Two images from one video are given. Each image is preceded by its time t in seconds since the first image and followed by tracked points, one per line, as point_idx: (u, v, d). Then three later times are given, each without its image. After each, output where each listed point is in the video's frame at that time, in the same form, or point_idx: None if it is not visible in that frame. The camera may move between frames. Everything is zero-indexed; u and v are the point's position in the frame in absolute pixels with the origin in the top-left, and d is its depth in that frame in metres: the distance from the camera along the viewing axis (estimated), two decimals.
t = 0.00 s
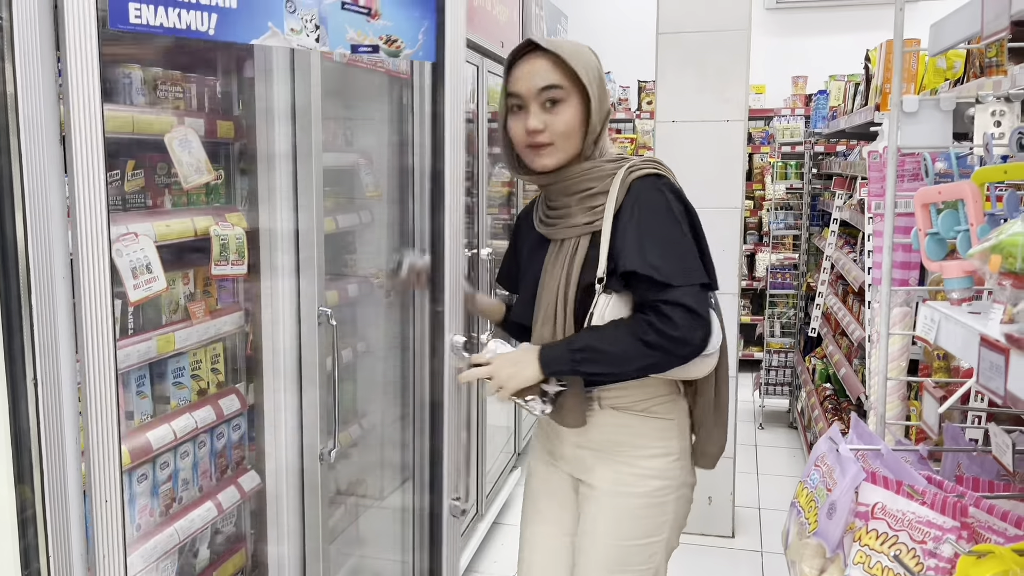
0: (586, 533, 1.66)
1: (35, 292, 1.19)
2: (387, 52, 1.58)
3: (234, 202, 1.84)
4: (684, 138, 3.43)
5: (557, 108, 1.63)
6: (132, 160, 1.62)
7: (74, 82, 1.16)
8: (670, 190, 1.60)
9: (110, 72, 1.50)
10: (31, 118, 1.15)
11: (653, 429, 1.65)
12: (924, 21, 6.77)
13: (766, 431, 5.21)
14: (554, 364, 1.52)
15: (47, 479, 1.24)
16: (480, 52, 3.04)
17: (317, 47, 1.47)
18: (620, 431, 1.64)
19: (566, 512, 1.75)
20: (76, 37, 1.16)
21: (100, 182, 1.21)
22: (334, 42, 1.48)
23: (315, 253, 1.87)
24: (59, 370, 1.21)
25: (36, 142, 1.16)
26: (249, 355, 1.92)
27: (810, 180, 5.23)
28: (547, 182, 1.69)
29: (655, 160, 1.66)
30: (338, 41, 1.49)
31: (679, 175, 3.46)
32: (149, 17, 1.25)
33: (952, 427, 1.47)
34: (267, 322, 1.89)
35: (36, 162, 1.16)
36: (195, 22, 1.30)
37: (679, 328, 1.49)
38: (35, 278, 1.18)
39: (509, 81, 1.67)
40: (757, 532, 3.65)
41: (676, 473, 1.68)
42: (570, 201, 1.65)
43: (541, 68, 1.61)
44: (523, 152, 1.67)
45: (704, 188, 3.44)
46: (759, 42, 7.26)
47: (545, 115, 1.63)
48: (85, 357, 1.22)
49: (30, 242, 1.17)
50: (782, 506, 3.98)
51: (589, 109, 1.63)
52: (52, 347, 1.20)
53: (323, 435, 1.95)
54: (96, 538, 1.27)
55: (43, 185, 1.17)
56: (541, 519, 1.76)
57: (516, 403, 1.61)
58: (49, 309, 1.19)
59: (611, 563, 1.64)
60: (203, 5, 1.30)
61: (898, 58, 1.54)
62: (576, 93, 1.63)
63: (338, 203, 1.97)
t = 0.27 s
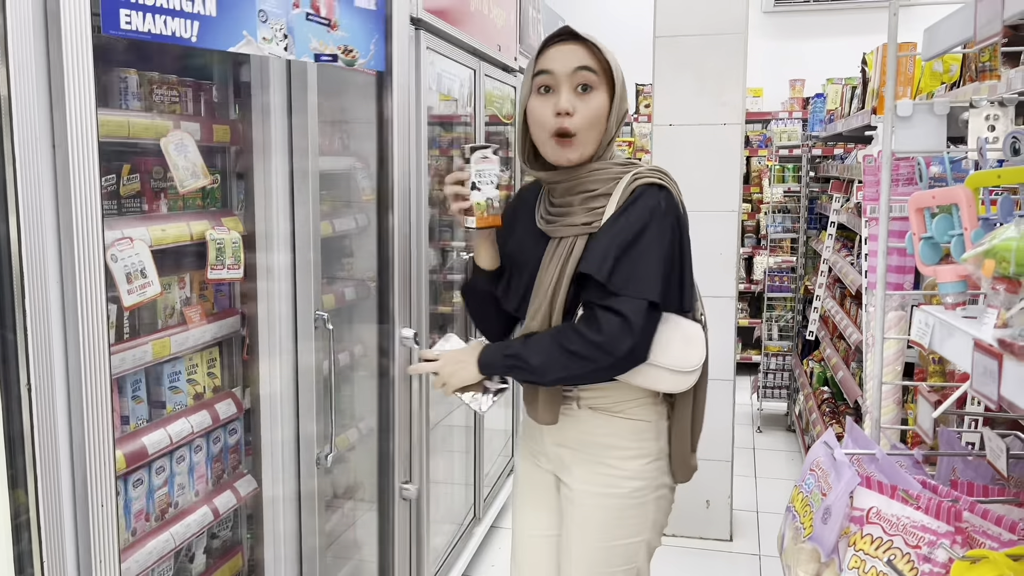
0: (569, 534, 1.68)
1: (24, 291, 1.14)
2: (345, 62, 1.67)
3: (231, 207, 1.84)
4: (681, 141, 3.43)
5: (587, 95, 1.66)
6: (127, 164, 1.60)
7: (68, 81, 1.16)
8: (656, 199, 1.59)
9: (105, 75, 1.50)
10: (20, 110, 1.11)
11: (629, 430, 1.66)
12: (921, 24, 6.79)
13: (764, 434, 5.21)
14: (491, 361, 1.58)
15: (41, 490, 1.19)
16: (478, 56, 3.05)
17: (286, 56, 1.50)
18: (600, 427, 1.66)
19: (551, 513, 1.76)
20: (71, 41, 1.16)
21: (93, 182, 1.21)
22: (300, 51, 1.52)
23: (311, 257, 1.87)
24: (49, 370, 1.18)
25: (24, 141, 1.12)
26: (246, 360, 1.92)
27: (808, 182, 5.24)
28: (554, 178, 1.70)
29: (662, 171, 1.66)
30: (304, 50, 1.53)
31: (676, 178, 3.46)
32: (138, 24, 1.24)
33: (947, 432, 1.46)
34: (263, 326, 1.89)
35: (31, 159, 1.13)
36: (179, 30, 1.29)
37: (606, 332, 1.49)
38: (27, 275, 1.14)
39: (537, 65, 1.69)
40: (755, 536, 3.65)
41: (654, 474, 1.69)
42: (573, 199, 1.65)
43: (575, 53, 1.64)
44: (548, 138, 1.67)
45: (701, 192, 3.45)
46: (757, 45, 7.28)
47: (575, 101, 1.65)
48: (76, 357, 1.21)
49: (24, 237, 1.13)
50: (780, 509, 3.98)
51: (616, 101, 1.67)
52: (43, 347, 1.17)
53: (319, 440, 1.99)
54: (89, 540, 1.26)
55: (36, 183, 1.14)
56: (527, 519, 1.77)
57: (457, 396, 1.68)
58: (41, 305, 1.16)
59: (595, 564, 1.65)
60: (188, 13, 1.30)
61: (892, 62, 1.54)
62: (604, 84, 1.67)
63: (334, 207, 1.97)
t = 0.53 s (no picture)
0: (559, 534, 1.67)
1: (21, 294, 1.13)
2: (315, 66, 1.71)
3: (228, 210, 1.84)
4: (678, 144, 3.44)
5: (596, 99, 1.64)
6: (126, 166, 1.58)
7: (64, 84, 1.16)
8: (650, 210, 1.58)
9: (104, 78, 1.50)
10: (16, 113, 1.10)
11: (614, 429, 1.65)
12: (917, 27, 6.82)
13: (762, 436, 5.21)
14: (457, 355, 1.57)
15: (37, 494, 1.18)
16: (475, 59, 3.05)
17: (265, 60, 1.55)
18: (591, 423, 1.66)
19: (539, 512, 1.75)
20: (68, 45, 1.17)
21: (89, 184, 1.21)
22: (276, 56, 1.57)
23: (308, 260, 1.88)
24: (46, 373, 1.18)
25: (20, 144, 1.11)
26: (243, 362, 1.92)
27: (805, 185, 5.25)
28: (552, 178, 1.68)
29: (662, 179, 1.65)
30: (280, 55, 1.59)
31: (673, 181, 3.46)
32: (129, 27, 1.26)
33: (944, 434, 1.47)
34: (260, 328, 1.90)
35: (26, 161, 1.12)
36: (167, 33, 1.32)
37: (568, 332, 1.50)
38: (24, 280, 1.13)
39: (545, 64, 1.65)
40: (753, 538, 3.65)
41: (640, 472, 1.68)
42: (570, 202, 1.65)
43: (586, 57, 1.62)
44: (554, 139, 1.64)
45: (699, 194, 3.45)
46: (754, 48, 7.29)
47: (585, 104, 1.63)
48: (72, 359, 1.21)
49: (18, 241, 1.12)
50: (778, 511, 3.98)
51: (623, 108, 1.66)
52: (41, 349, 1.17)
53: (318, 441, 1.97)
54: (87, 543, 1.26)
55: (32, 187, 1.14)
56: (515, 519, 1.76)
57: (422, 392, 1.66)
58: (38, 309, 1.16)
59: (582, 564, 1.65)
60: (175, 17, 1.33)
61: (888, 64, 1.55)
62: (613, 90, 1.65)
63: (331, 209, 1.97)
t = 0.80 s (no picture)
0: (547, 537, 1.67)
1: (20, 296, 1.13)
2: (301, 69, 1.69)
3: (227, 212, 1.84)
4: (676, 146, 3.44)
5: (584, 104, 1.64)
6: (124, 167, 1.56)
7: (62, 85, 1.16)
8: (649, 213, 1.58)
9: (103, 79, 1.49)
10: (16, 114, 1.10)
11: (599, 431, 1.63)
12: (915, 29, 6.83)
13: (760, 438, 5.21)
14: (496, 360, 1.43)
15: (36, 495, 1.17)
16: (474, 61, 3.06)
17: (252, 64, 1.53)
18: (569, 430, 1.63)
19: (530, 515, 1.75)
20: (65, 47, 1.17)
21: (88, 186, 1.21)
22: (264, 58, 1.56)
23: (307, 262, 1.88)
24: (45, 375, 1.18)
25: (19, 144, 1.11)
26: (242, 364, 1.92)
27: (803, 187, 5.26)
28: (541, 182, 1.67)
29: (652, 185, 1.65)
30: (267, 58, 1.57)
31: (671, 183, 3.47)
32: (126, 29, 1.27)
33: (941, 435, 1.47)
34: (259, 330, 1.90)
35: (26, 162, 1.13)
36: (161, 35, 1.32)
37: (614, 357, 1.48)
38: (23, 281, 1.13)
39: (535, 66, 1.65)
40: (752, 540, 3.65)
41: (626, 474, 1.66)
42: (559, 206, 1.64)
43: (575, 61, 1.62)
44: (540, 142, 1.65)
45: (697, 196, 3.46)
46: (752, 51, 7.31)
47: (571, 108, 1.63)
48: (71, 360, 1.22)
49: (18, 243, 1.12)
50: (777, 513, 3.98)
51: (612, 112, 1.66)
52: (40, 351, 1.16)
53: (317, 443, 1.96)
54: (86, 544, 1.26)
55: (32, 188, 1.14)
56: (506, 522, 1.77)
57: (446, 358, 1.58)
58: (38, 311, 1.16)
59: (569, 566, 1.64)
60: (168, 19, 1.34)
61: (885, 67, 1.55)
62: (602, 93, 1.65)
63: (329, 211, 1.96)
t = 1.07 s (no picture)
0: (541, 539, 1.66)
1: (21, 296, 1.13)
2: (297, 71, 1.69)
3: (227, 213, 1.84)
4: (676, 148, 3.44)
5: (584, 103, 1.64)
6: (124, 168, 1.56)
7: (63, 86, 1.16)
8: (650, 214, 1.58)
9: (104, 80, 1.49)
10: (17, 115, 1.10)
11: (591, 433, 1.63)
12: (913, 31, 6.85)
13: (759, 439, 5.22)
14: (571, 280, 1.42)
15: (37, 496, 1.17)
16: (473, 62, 3.06)
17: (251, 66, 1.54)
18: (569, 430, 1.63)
19: (524, 518, 1.74)
20: (66, 48, 1.16)
21: (88, 186, 1.21)
22: (262, 60, 1.56)
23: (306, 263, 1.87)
24: (45, 375, 1.18)
25: (19, 144, 1.11)
26: (242, 366, 1.91)
27: (803, 189, 5.26)
28: (541, 180, 1.69)
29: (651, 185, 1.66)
30: (265, 59, 1.57)
31: (670, 184, 3.47)
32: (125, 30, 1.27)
33: (942, 436, 1.47)
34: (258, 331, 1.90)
35: (26, 162, 1.12)
36: (160, 36, 1.32)
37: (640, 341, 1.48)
38: (24, 282, 1.13)
39: (535, 66, 1.65)
40: (750, 541, 3.65)
41: (618, 476, 1.66)
42: (560, 205, 1.66)
43: (576, 62, 1.62)
44: (538, 141, 1.65)
45: (696, 197, 3.46)
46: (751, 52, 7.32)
47: (571, 108, 1.63)
48: (71, 360, 1.21)
49: (18, 244, 1.12)
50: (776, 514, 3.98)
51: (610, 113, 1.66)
52: (40, 351, 1.16)
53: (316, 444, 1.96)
54: (86, 546, 1.26)
55: (32, 189, 1.14)
56: (500, 525, 1.76)
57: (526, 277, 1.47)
58: (38, 311, 1.15)
59: (564, 569, 1.64)
60: (168, 20, 1.34)
61: (885, 67, 1.56)
62: (601, 94, 1.65)
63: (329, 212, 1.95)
